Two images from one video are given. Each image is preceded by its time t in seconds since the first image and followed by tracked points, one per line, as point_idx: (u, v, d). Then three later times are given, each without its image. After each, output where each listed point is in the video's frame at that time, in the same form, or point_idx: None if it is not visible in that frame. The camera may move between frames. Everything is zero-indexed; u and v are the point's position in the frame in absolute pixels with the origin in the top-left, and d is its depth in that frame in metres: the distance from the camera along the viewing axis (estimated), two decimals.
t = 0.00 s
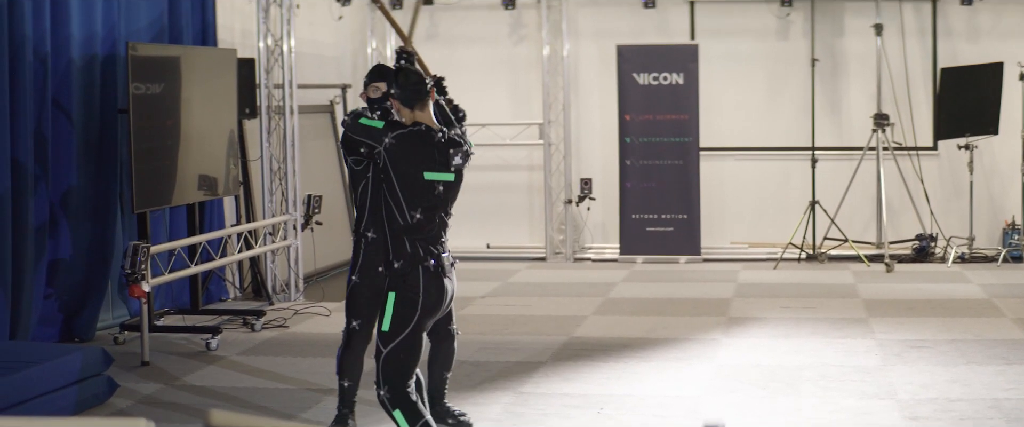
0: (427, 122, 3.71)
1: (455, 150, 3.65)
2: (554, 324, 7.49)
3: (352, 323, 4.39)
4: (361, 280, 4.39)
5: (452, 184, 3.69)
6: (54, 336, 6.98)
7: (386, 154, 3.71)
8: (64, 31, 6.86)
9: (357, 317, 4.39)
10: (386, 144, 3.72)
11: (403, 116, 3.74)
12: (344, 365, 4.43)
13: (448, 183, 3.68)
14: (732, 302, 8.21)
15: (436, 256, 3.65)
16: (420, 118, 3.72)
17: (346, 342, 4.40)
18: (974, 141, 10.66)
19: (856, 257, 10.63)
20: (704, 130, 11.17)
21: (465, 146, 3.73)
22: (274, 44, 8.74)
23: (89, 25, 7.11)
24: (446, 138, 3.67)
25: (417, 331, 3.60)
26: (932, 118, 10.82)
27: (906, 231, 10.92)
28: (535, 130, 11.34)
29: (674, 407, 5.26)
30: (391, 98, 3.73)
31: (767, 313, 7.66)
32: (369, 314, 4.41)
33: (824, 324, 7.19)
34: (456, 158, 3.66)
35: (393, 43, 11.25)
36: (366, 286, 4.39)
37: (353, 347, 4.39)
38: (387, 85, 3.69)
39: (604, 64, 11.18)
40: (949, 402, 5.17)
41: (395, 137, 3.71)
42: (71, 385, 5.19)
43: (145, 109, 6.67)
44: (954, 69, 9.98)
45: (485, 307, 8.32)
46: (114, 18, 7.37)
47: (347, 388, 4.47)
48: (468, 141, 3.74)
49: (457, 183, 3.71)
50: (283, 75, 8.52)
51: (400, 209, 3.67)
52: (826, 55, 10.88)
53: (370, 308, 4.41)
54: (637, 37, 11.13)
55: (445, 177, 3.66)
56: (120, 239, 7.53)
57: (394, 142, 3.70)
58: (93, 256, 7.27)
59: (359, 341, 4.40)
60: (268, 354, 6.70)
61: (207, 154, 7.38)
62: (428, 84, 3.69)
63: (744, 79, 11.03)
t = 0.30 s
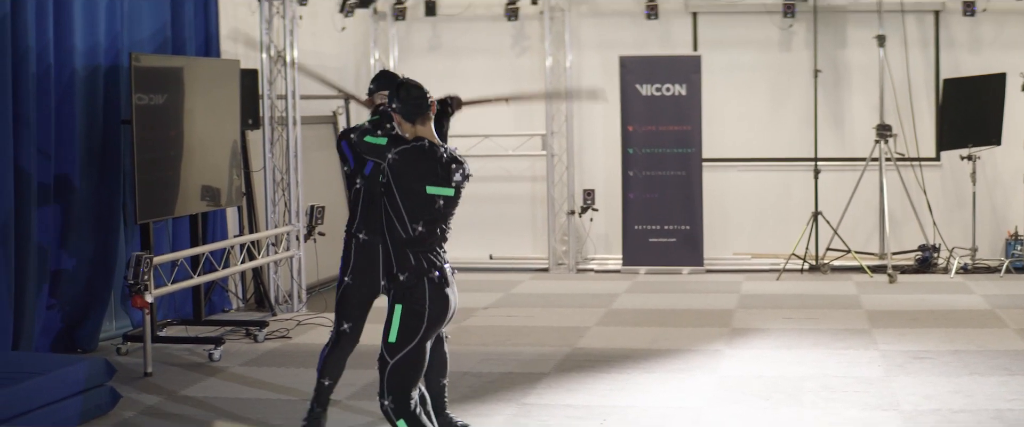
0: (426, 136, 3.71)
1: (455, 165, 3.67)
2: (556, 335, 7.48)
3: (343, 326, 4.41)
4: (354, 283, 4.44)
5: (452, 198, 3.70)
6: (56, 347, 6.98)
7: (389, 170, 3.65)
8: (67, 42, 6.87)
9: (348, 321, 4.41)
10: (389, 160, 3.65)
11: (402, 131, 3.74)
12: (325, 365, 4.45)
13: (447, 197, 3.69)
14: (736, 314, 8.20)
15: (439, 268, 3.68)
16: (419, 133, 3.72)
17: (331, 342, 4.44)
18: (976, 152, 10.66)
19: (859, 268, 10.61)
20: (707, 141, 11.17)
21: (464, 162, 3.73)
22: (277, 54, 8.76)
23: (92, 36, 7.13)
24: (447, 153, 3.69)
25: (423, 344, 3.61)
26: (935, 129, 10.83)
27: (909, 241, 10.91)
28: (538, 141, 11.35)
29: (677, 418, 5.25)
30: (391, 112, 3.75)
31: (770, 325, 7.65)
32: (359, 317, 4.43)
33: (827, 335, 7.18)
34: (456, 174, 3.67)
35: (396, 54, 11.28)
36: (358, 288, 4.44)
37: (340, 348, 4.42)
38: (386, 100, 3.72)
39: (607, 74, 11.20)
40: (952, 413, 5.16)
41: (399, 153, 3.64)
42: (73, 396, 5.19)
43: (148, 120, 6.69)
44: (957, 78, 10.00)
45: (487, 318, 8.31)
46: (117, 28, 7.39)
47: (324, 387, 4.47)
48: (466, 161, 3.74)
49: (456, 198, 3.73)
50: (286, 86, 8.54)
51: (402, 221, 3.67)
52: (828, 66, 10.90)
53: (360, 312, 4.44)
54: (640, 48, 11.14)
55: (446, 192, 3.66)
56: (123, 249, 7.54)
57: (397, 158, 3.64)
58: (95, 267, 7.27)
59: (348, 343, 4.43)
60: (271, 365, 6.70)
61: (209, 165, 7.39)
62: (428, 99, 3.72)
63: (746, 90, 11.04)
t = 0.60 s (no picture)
0: (438, 148, 3.73)
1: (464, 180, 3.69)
2: (561, 344, 7.48)
3: (321, 343, 4.42)
4: (334, 301, 4.45)
5: (461, 212, 3.68)
6: (62, 355, 7.00)
7: (403, 179, 3.65)
8: (73, 51, 6.91)
9: (326, 338, 4.43)
10: (404, 169, 3.66)
11: (414, 144, 3.76)
12: (306, 379, 4.50)
13: (456, 211, 3.67)
14: (741, 322, 8.19)
15: (444, 280, 3.67)
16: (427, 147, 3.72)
17: (311, 357, 4.48)
18: (982, 161, 10.66)
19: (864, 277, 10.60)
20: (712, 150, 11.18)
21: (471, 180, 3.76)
22: (282, 63, 8.79)
23: (98, 44, 7.16)
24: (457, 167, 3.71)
25: (428, 353, 3.64)
26: (940, 138, 10.83)
27: (914, 250, 10.90)
28: (543, 150, 11.37)
29: None
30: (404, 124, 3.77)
31: (776, 333, 7.63)
32: (338, 335, 4.44)
33: (833, 344, 7.17)
34: (465, 188, 3.69)
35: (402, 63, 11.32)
36: (338, 306, 4.44)
37: (319, 362, 4.46)
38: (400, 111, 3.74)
39: (613, 83, 11.21)
40: (959, 422, 5.15)
41: (413, 164, 3.65)
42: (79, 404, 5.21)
43: (153, 129, 6.71)
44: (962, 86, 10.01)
45: (493, 327, 8.32)
46: (123, 37, 7.42)
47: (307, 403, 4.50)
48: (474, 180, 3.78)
49: (465, 212, 3.72)
50: (292, 95, 8.57)
51: (409, 231, 3.64)
52: (833, 75, 10.91)
53: (339, 329, 4.44)
54: (646, 57, 11.15)
55: (456, 205, 3.65)
56: (129, 257, 7.57)
57: (411, 168, 3.65)
58: (100, 276, 7.29)
59: (327, 357, 4.46)
60: (277, 373, 6.71)
61: (215, 174, 7.41)
62: (443, 113, 3.75)
63: (752, 100, 11.04)
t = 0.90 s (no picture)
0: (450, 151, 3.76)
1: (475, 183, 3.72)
2: (570, 347, 7.48)
3: (330, 350, 4.39)
4: (339, 307, 4.46)
5: (474, 216, 3.72)
6: (71, 357, 7.02)
7: (419, 183, 3.64)
8: (82, 54, 6.94)
9: (334, 344, 4.41)
10: (420, 174, 3.65)
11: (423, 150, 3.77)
12: (312, 388, 4.46)
13: (469, 214, 3.70)
14: (750, 326, 8.19)
15: (453, 283, 3.70)
16: (436, 150, 3.75)
17: (318, 364, 4.45)
18: (990, 164, 10.64)
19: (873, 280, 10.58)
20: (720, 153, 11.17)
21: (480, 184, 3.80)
22: (291, 66, 8.83)
23: (106, 47, 7.19)
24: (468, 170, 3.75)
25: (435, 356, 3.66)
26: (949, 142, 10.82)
27: (923, 254, 10.88)
28: (552, 153, 11.38)
29: None
30: (416, 127, 3.78)
31: (785, 337, 7.63)
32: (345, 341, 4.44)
33: (842, 347, 7.17)
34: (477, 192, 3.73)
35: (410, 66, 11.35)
36: (343, 312, 4.45)
37: (326, 370, 4.43)
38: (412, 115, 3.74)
39: (621, 87, 11.21)
40: (968, 426, 5.14)
41: (430, 167, 3.66)
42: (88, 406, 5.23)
43: (162, 131, 6.74)
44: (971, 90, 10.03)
45: (502, 330, 8.33)
46: (132, 40, 7.46)
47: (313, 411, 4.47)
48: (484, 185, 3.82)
49: (477, 216, 3.75)
50: (301, 98, 8.59)
51: (422, 234, 3.65)
52: (842, 79, 10.90)
53: (345, 335, 4.45)
54: (654, 60, 11.15)
55: (469, 209, 3.68)
56: (138, 259, 7.60)
57: (428, 172, 3.65)
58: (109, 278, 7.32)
59: (334, 364, 4.43)
60: (285, 376, 6.73)
61: (224, 177, 7.44)
62: (454, 118, 3.78)
63: (760, 103, 11.04)
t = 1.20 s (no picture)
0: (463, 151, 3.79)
1: (490, 182, 3.76)
2: (585, 347, 7.50)
3: (350, 353, 4.42)
4: (356, 310, 4.49)
5: (490, 214, 3.76)
6: (87, 356, 7.08)
7: (438, 181, 3.67)
8: (97, 54, 6.99)
9: (353, 348, 4.44)
10: (439, 171, 3.68)
11: (436, 149, 3.81)
12: (330, 390, 4.49)
13: (485, 213, 3.74)
14: (765, 326, 8.18)
15: (470, 282, 3.73)
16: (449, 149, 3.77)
17: (336, 368, 4.46)
18: (1007, 165, 10.61)
19: (888, 281, 10.56)
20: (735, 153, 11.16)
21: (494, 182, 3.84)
22: (306, 66, 8.87)
23: (122, 47, 7.24)
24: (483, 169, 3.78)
25: (452, 355, 3.69)
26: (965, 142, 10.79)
27: (938, 254, 10.85)
28: (567, 154, 11.40)
29: None
30: (428, 128, 3.80)
31: (800, 337, 7.63)
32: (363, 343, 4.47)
33: (857, 348, 7.16)
34: (493, 191, 3.77)
35: (425, 65, 11.39)
36: (360, 315, 4.48)
37: (345, 372, 4.44)
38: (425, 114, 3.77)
39: (636, 87, 11.22)
40: None
41: (448, 165, 3.69)
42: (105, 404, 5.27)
43: (178, 130, 6.79)
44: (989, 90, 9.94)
45: (516, 329, 8.35)
46: (147, 40, 7.52)
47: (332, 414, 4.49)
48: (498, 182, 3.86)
49: (492, 214, 3.79)
50: (316, 98, 8.64)
51: (441, 233, 3.68)
52: (857, 80, 10.88)
53: (362, 337, 4.48)
54: (669, 61, 11.15)
55: (486, 207, 3.72)
56: (153, 258, 7.66)
57: (447, 170, 3.68)
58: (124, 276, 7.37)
59: (353, 368, 4.45)
60: (300, 376, 6.77)
61: (239, 176, 7.49)
62: (467, 117, 3.80)
63: (776, 104, 11.02)
